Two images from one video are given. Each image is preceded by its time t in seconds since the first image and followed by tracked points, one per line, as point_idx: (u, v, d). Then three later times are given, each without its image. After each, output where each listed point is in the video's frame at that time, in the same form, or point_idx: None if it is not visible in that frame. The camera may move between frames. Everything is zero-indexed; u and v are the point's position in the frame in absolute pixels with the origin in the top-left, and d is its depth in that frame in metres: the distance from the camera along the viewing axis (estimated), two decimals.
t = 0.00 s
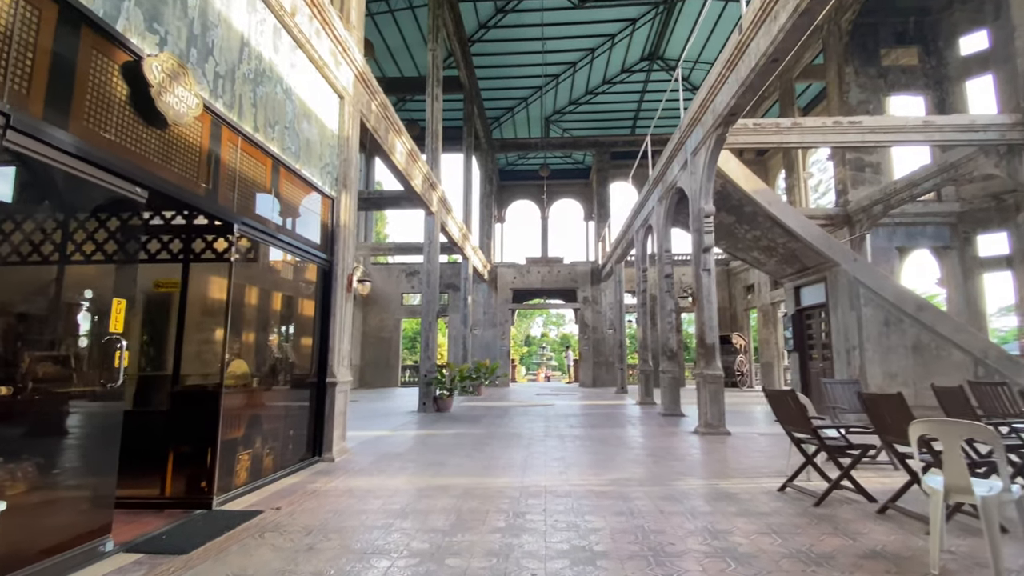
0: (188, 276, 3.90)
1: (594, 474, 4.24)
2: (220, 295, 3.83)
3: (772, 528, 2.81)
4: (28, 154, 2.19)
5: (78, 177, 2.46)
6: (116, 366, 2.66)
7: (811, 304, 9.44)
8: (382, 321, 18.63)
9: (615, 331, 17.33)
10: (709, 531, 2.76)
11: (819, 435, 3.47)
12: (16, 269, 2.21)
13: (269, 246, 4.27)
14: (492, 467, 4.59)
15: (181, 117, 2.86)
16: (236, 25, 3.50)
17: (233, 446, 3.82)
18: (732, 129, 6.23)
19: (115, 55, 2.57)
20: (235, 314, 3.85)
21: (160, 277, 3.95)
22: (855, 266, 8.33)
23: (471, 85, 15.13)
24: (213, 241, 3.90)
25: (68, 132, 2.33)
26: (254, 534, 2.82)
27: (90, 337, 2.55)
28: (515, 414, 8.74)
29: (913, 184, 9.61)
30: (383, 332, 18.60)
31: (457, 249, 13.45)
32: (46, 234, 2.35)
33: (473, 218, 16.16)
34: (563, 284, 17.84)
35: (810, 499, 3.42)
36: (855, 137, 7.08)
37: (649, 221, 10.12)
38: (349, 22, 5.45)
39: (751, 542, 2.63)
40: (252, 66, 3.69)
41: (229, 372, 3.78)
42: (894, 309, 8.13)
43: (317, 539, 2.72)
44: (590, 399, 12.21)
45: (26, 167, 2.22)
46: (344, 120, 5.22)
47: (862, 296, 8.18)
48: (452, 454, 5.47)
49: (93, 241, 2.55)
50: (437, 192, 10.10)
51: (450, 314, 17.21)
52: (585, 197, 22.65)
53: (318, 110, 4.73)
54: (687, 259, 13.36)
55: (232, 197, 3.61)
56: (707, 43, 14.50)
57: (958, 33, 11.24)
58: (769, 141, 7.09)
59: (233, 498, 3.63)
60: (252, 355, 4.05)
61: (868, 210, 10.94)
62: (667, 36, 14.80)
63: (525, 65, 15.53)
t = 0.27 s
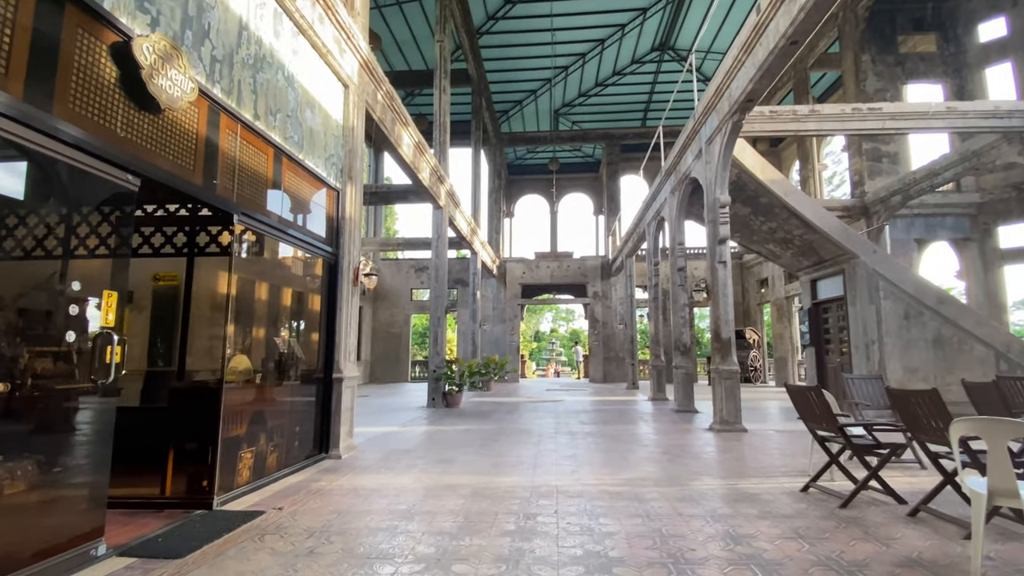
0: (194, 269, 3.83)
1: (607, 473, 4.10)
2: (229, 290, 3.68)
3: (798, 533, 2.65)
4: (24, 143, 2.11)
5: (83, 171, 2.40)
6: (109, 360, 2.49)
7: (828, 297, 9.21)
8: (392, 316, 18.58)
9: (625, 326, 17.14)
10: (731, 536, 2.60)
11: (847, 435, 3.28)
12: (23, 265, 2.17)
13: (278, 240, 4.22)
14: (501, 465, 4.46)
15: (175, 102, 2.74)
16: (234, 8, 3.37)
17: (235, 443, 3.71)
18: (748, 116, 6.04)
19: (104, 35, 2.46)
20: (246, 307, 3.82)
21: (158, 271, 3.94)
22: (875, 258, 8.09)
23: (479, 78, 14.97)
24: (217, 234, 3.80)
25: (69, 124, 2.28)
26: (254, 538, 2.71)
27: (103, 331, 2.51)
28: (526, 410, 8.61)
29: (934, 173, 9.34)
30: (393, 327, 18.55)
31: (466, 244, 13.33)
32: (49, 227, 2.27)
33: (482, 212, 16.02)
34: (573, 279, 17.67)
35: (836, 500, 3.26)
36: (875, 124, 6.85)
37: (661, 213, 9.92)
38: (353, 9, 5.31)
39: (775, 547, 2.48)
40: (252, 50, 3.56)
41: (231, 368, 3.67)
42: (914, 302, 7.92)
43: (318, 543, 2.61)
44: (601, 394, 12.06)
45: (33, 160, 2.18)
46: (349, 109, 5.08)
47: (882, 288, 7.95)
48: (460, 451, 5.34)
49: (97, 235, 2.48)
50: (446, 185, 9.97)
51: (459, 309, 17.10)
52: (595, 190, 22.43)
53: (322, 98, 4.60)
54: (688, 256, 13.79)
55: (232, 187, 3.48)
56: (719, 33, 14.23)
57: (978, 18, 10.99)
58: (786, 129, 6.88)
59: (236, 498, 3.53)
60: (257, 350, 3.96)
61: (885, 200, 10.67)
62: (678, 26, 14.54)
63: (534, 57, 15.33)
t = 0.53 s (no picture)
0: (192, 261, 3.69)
1: (619, 470, 3.96)
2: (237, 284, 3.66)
3: (824, 536, 2.50)
4: (30, 136, 2.11)
5: (87, 165, 2.38)
6: (94, 355, 2.39)
7: (844, 289, 8.98)
8: (401, 310, 18.51)
9: (635, 320, 16.95)
10: (753, 539, 2.46)
11: (873, 433, 3.11)
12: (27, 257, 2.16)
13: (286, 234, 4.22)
14: (510, 462, 4.33)
15: (164, 83, 2.61)
16: None
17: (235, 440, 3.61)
18: (765, 101, 5.84)
19: (88, 13, 2.34)
20: (253, 301, 3.83)
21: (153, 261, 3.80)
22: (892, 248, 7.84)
23: (487, 68, 14.78)
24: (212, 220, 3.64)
25: (75, 116, 2.27)
26: (252, 540, 2.61)
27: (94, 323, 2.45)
28: (535, 405, 8.48)
29: (954, 161, 9.07)
30: (402, 321, 18.47)
31: (474, 237, 13.19)
32: (52, 221, 2.28)
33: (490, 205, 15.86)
34: (582, 272, 17.49)
35: (860, 499, 3.10)
36: (894, 109, 6.62)
37: (672, 203, 9.72)
38: None
39: (800, 551, 2.33)
40: (249, 32, 3.45)
41: (229, 363, 3.57)
42: (933, 293, 7.70)
43: (317, 545, 2.50)
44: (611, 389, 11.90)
45: (44, 159, 2.22)
46: (351, 96, 4.95)
47: (900, 279, 7.73)
48: (468, 446, 5.22)
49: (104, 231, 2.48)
50: (453, 176, 9.82)
51: (468, 303, 16.97)
52: (604, 183, 22.20)
53: (323, 85, 4.47)
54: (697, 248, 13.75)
55: (228, 174, 3.36)
56: (731, 19, 13.95)
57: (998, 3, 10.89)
58: (803, 115, 6.68)
59: (235, 497, 3.43)
60: (256, 346, 3.86)
61: (903, 189, 10.41)
62: (689, 13, 14.27)
63: (542, 47, 15.11)
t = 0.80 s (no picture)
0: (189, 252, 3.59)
1: (630, 466, 3.82)
2: (241, 277, 3.67)
3: (849, 538, 2.36)
4: (19, 122, 2.05)
5: (79, 151, 2.30)
6: (73, 348, 2.21)
7: (857, 280, 8.79)
8: (408, 303, 18.42)
9: (642, 312, 16.77)
10: (773, 542, 2.31)
11: (898, 428, 2.96)
12: (19, 248, 2.02)
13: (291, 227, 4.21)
14: (516, 457, 4.20)
15: (143, 56, 2.54)
16: None
17: (231, 435, 3.51)
18: (779, 82, 5.65)
19: None
20: (258, 293, 3.83)
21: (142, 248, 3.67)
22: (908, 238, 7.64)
23: (491, 57, 14.57)
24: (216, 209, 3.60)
25: (78, 106, 2.28)
26: (245, 541, 2.50)
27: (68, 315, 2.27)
28: (542, 397, 8.35)
29: (970, 147, 8.83)
30: (409, 314, 18.39)
31: (479, 228, 13.05)
32: (47, 212, 2.14)
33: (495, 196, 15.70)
34: (589, 264, 17.32)
35: (885, 497, 2.95)
36: (913, 92, 6.43)
37: (681, 193, 9.52)
38: None
39: (827, 554, 2.18)
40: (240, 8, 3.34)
41: (222, 355, 3.47)
42: (949, 283, 7.49)
43: (312, 547, 2.38)
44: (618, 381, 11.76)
45: (40, 150, 2.15)
46: (350, 79, 4.85)
47: (916, 269, 7.53)
48: (472, 441, 5.10)
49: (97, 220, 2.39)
50: (456, 166, 9.68)
51: (474, 296, 16.85)
52: (610, 174, 21.98)
53: (320, 67, 4.37)
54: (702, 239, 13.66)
55: (219, 157, 3.23)
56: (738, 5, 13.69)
57: None
58: (818, 99, 6.50)
59: (229, 494, 3.31)
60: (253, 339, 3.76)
61: (917, 177, 10.19)
62: None
63: (547, 35, 14.87)
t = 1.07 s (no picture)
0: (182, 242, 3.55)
1: (637, 463, 3.69)
2: (241, 268, 3.75)
3: (872, 542, 2.22)
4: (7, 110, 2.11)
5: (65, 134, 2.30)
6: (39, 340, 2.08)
7: (866, 270, 8.57)
8: (410, 295, 18.29)
9: (646, 304, 16.61)
10: (792, 546, 2.18)
11: (921, 424, 2.81)
12: (4, 236, 2.09)
13: (291, 218, 4.28)
14: (519, 453, 4.08)
15: (114, 27, 2.49)
16: None
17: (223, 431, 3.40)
18: (790, 64, 5.49)
19: None
20: (260, 287, 3.90)
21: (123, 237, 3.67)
22: (919, 227, 7.48)
23: (492, 44, 14.35)
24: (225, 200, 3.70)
25: (69, 94, 2.32)
26: (233, 545, 2.38)
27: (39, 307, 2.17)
28: (545, 390, 8.22)
29: (983, 134, 8.62)
30: (411, 306, 18.26)
31: (481, 219, 12.91)
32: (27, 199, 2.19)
33: (496, 186, 15.50)
34: (592, 256, 17.15)
35: (906, 496, 2.81)
36: (927, 74, 6.25)
37: (684, 181, 9.36)
38: None
39: (851, 560, 2.05)
40: None
41: (211, 348, 3.41)
42: (961, 273, 7.29)
43: (303, 551, 2.26)
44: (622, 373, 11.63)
45: (32, 142, 2.21)
46: (343, 61, 4.88)
47: (927, 258, 7.34)
48: (473, 436, 4.97)
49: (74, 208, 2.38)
50: (457, 154, 9.52)
51: (476, 288, 16.68)
52: (613, 164, 21.76)
53: (310, 46, 4.36)
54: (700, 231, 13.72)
55: (201, 137, 3.18)
56: None
57: None
58: (830, 82, 6.32)
59: (228, 489, 3.22)
60: (241, 331, 3.67)
61: (927, 165, 9.97)
62: None
63: (549, 22, 14.63)
